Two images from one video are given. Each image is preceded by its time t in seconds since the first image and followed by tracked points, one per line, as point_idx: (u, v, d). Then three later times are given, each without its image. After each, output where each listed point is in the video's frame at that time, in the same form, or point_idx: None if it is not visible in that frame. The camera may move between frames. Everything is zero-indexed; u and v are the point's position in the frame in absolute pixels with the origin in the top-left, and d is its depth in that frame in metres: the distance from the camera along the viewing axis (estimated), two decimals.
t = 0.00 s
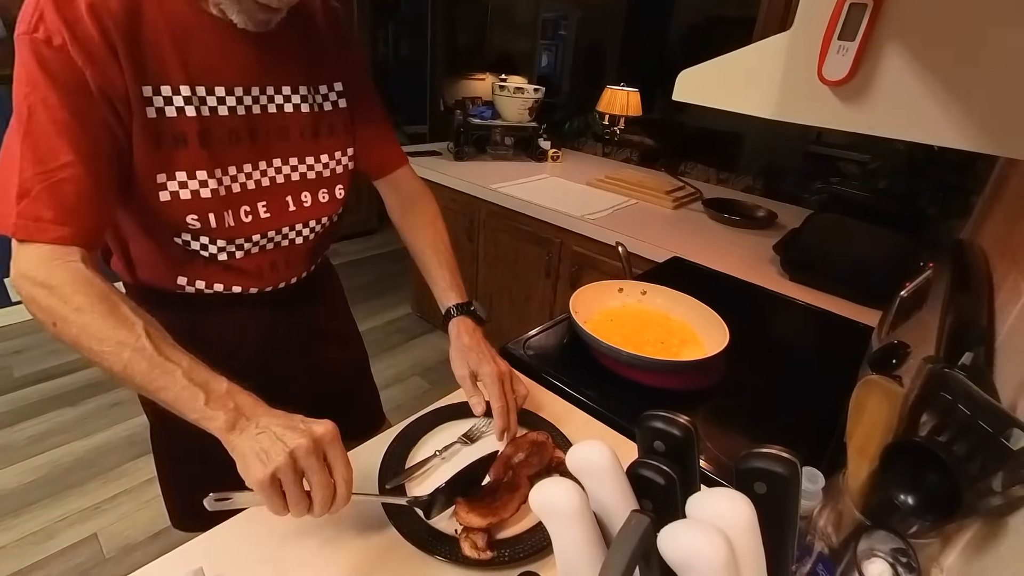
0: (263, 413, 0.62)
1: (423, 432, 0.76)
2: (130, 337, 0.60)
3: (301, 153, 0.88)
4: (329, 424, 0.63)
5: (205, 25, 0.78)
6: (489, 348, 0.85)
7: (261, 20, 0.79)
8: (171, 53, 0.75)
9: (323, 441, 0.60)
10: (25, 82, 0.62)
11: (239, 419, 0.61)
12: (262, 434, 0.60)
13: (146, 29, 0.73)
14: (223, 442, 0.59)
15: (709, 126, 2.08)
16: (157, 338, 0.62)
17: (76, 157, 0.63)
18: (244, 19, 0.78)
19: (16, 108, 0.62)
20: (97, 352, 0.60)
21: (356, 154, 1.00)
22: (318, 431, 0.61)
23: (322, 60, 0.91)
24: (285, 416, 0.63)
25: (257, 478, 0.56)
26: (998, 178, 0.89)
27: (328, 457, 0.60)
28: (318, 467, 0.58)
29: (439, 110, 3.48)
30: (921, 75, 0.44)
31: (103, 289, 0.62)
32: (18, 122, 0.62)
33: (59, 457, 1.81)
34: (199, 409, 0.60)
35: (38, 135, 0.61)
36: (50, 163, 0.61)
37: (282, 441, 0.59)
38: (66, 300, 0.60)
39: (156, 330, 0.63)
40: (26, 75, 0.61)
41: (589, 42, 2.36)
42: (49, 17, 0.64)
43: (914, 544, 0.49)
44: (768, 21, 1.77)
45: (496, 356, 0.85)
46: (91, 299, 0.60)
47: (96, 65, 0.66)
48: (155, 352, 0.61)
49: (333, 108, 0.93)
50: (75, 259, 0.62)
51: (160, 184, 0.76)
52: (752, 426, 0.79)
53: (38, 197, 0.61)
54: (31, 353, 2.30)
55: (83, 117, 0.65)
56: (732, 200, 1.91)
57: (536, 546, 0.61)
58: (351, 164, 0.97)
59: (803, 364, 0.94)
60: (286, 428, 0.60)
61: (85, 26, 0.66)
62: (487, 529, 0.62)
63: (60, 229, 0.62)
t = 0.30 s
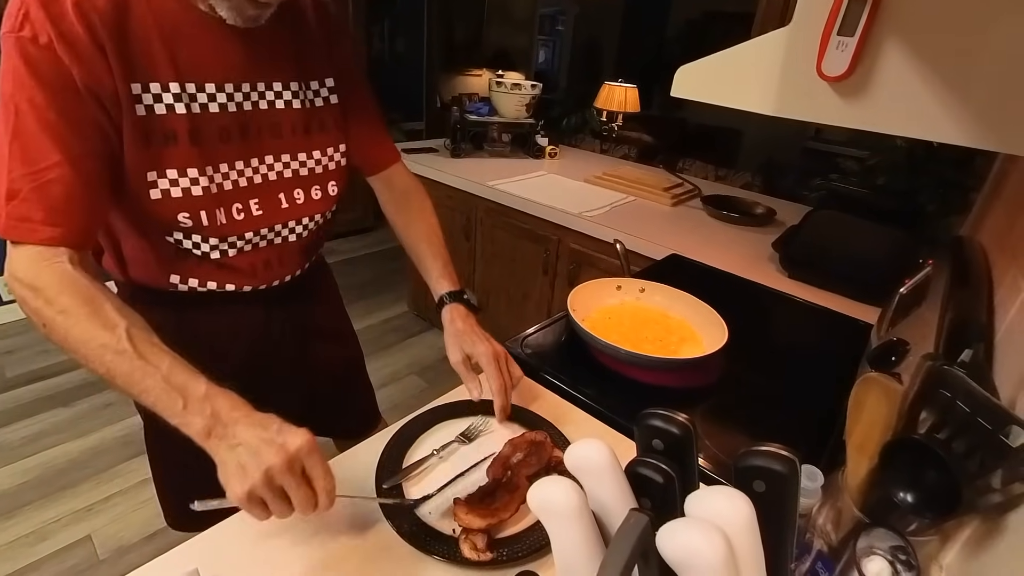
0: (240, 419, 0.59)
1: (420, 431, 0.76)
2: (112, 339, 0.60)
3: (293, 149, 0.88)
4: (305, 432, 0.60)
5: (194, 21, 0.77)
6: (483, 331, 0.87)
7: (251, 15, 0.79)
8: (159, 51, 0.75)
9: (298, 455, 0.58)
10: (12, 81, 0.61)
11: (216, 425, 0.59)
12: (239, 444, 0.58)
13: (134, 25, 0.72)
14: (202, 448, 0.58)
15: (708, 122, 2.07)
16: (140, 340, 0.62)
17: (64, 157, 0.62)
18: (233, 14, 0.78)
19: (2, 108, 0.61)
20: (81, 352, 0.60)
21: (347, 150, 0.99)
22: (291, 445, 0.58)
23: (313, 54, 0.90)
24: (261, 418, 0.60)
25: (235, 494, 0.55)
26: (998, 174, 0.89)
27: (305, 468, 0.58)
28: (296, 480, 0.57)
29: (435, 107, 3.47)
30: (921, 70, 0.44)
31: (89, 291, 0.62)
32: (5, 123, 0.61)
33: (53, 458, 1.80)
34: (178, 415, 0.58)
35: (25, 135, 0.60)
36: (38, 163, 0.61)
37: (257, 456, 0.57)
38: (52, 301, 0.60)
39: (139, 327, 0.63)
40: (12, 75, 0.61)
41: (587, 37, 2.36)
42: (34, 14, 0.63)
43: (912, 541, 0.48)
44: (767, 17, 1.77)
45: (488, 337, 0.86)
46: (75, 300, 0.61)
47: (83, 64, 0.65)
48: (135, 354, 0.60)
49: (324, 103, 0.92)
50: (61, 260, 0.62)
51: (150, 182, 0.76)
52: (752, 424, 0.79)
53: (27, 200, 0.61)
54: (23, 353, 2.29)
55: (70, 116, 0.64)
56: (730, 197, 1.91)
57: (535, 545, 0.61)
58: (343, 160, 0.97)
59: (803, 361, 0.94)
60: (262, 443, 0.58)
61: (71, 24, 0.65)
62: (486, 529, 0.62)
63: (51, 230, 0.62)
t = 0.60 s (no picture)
0: (223, 465, 0.59)
1: (417, 429, 0.75)
2: (98, 370, 0.59)
3: (286, 145, 0.88)
4: (292, 480, 0.60)
5: (183, 18, 0.76)
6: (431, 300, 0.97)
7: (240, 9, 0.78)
8: (150, 49, 0.74)
9: (289, 508, 0.58)
10: None
11: (198, 475, 0.59)
12: (226, 494, 0.58)
13: (123, 24, 0.71)
14: (187, 491, 0.59)
15: (706, 119, 2.07)
16: (126, 369, 0.60)
17: (54, 164, 0.60)
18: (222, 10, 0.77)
19: None
20: (69, 381, 0.59)
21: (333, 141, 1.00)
22: (280, 500, 0.58)
23: (300, 48, 0.91)
24: (244, 463, 0.59)
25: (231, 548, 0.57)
26: (997, 171, 0.89)
27: (300, 518, 0.59)
28: (294, 532, 0.59)
29: (431, 103, 3.46)
30: (921, 66, 0.44)
31: (76, 310, 0.60)
32: None
33: (45, 459, 1.79)
34: (160, 460, 0.58)
35: (12, 141, 0.58)
36: (27, 171, 0.58)
37: (248, 511, 0.58)
38: (40, 323, 0.59)
39: (128, 354, 0.62)
40: None
41: (584, 33, 2.35)
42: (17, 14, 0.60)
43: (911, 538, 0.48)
44: (766, 12, 1.77)
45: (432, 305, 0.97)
46: (64, 323, 0.59)
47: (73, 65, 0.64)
48: (121, 386, 0.59)
49: (312, 98, 0.93)
50: (53, 273, 0.60)
51: (147, 184, 0.75)
52: (750, 422, 0.79)
53: (15, 206, 0.58)
54: (15, 354, 2.27)
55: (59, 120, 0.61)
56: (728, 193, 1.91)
57: (533, 544, 0.61)
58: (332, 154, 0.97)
59: (802, 358, 0.94)
60: (250, 497, 0.58)
61: (59, 26, 0.63)
62: (483, 529, 0.62)
63: (39, 239, 0.59)
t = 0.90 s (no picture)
0: (222, 482, 0.58)
1: (414, 429, 0.75)
2: (100, 383, 0.56)
3: (281, 141, 0.88)
4: (291, 495, 0.59)
5: (179, 15, 0.75)
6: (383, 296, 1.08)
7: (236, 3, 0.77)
8: (147, 47, 0.73)
9: (286, 521, 0.57)
10: None
11: (198, 491, 0.57)
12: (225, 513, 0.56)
13: (121, 21, 0.70)
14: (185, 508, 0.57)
15: (705, 115, 2.07)
16: (128, 383, 0.57)
17: (52, 167, 0.58)
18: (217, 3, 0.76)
19: None
20: (66, 392, 0.56)
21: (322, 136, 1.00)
22: (276, 513, 0.57)
23: (293, 44, 0.91)
24: (243, 479, 0.58)
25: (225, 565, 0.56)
26: (997, 168, 0.89)
27: (297, 532, 0.58)
28: (291, 548, 0.57)
29: (427, 99, 3.45)
30: (921, 62, 0.43)
31: (75, 319, 0.57)
32: None
33: (39, 460, 1.78)
34: (161, 475, 0.56)
35: (8, 144, 0.55)
36: (24, 175, 0.56)
37: (244, 524, 0.56)
38: (39, 333, 0.56)
39: (131, 367, 0.59)
40: None
41: (582, 29, 2.34)
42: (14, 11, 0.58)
43: (911, 536, 0.48)
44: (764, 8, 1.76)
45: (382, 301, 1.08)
46: (64, 335, 0.56)
47: (73, 64, 0.62)
48: (122, 401, 0.56)
49: (304, 93, 0.93)
50: (52, 280, 0.58)
51: (147, 184, 0.74)
52: (749, 419, 0.79)
53: (11, 211, 0.55)
54: (7, 354, 2.26)
55: (57, 123, 0.59)
56: (727, 190, 1.91)
57: (531, 544, 0.61)
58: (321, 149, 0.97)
59: (801, 355, 0.94)
60: (247, 513, 0.56)
61: (59, 26, 0.62)
62: (485, 529, 0.61)
63: (37, 246, 0.57)
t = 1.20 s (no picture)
0: (212, 487, 0.57)
1: (411, 428, 0.75)
2: (89, 383, 0.55)
3: (278, 137, 0.87)
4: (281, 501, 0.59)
5: (179, 9, 0.74)
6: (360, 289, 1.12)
7: None
8: (148, 42, 0.72)
9: (276, 528, 0.57)
10: None
11: (186, 495, 0.56)
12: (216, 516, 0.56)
13: (122, 15, 0.68)
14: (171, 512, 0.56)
15: (704, 111, 2.06)
16: (119, 384, 0.56)
17: (48, 163, 0.56)
18: None
19: None
20: (54, 393, 0.55)
21: (315, 132, 1.00)
22: (267, 519, 0.56)
23: (288, 40, 0.90)
24: (234, 484, 0.58)
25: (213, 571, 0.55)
26: (996, 164, 0.90)
27: (286, 540, 0.57)
28: (280, 556, 0.57)
29: (424, 95, 3.44)
30: (921, 59, 0.43)
31: (68, 319, 0.56)
32: None
33: (31, 461, 1.77)
34: (149, 479, 0.55)
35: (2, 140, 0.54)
36: (19, 170, 0.55)
37: (233, 529, 0.55)
38: (28, 332, 0.54)
39: (122, 369, 0.58)
40: None
41: (579, 25, 2.33)
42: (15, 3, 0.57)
43: (911, 533, 0.48)
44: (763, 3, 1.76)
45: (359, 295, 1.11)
46: (55, 333, 0.55)
47: (75, 59, 0.61)
48: (112, 402, 0.55)
49: (300, 89, 0.92)
50: (44, 278, 0.56)
51: (147, 181, 0.73)
52: (749, 417, 0.79)
53: (6, 207, 0.54)
54: None
55: (56, 120, 0.58)
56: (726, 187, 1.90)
57: (529, 543, 0.61)
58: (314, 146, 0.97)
59: (800, 352, 0.94)
60: (238, 518, 0.56)
61: (57, 20, 0.59)
62: (483, 528, 0.61)
63: (29, 243, 0.55)
